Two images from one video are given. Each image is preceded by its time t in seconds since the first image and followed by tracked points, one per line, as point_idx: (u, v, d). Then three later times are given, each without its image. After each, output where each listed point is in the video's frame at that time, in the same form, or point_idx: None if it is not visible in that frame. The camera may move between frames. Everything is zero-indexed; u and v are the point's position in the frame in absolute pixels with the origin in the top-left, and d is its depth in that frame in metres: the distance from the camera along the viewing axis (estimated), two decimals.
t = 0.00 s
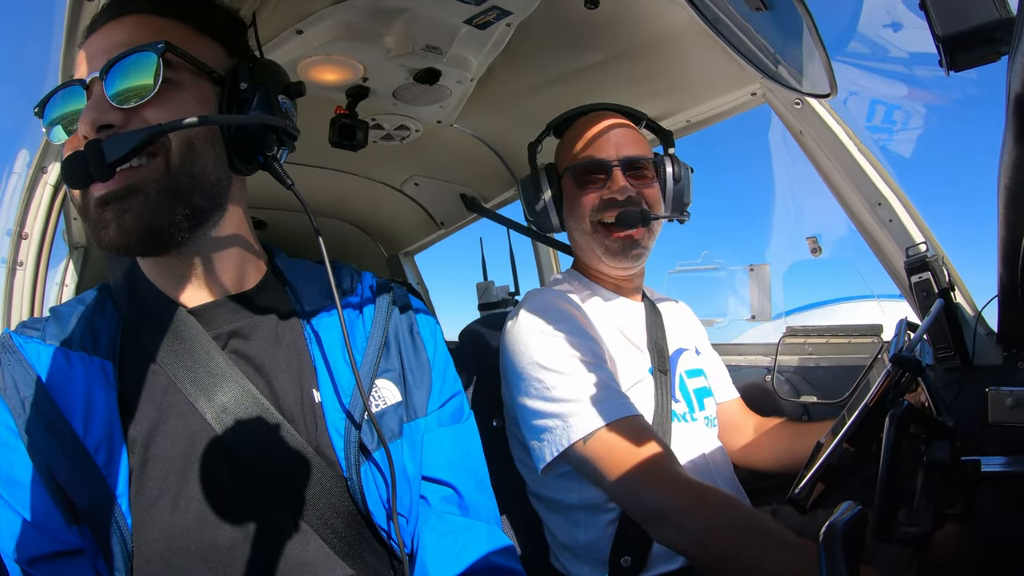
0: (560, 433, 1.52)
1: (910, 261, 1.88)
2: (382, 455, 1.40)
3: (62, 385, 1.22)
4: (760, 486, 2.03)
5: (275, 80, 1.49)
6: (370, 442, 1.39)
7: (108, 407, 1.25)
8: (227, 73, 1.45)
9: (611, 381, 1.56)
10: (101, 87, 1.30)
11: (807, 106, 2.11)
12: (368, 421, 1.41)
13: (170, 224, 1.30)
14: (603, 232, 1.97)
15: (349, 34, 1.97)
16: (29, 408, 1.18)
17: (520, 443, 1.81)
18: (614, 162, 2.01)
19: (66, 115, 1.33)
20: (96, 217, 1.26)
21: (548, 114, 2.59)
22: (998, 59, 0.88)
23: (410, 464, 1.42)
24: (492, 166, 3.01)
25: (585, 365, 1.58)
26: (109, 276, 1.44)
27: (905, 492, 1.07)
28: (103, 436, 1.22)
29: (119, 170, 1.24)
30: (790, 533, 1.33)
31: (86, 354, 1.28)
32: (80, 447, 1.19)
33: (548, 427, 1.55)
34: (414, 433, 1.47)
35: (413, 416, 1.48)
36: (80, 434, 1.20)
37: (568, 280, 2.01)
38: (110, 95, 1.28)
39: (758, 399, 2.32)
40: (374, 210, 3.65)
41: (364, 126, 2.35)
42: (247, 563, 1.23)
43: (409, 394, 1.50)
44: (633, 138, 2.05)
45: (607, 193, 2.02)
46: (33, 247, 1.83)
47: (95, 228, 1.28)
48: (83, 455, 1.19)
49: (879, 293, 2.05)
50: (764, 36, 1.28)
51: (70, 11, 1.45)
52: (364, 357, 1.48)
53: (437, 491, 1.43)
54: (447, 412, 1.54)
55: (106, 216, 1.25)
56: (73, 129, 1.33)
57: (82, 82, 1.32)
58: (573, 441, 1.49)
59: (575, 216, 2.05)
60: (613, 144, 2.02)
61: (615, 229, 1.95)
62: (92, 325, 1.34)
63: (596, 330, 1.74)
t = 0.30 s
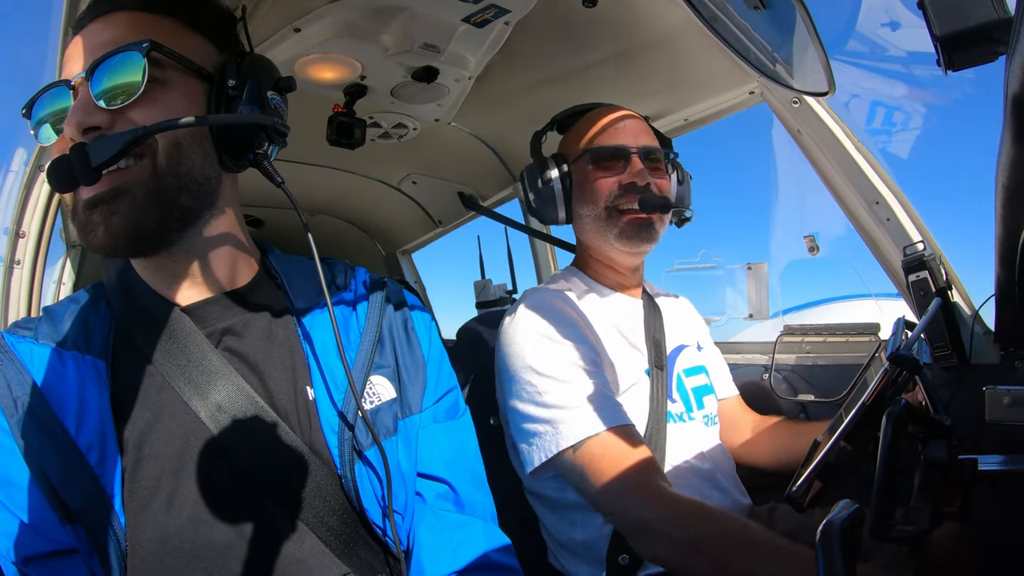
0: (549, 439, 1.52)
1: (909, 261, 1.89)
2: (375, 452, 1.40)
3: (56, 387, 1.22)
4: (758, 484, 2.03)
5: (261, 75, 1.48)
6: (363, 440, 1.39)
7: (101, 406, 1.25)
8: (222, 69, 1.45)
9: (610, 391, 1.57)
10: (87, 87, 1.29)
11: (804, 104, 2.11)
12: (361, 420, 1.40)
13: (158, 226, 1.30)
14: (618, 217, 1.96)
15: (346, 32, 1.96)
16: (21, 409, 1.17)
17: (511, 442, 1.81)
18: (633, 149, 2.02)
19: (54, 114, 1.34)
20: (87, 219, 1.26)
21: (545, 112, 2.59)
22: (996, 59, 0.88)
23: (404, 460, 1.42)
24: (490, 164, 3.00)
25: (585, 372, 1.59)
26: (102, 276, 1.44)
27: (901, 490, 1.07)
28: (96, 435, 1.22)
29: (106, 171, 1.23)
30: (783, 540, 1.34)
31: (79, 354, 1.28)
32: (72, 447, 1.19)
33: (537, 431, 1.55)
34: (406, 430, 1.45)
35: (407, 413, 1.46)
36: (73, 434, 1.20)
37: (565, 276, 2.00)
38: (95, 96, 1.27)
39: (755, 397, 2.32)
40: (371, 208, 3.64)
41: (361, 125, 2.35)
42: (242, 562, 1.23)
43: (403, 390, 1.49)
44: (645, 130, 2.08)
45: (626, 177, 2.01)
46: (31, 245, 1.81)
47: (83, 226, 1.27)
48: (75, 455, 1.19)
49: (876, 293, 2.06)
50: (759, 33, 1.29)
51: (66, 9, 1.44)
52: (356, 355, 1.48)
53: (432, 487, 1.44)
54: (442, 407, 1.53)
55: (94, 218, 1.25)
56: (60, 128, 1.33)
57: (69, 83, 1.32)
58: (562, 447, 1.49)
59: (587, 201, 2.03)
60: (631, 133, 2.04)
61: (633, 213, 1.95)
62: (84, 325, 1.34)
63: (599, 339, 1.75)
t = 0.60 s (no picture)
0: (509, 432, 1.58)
1: (906, 257, 1.89)
2: (379, 451, 1.39)
3: (57, 386, 1.21)
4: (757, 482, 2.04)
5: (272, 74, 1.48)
6: (366, 439, 1.39)
7: (103, 406, 1.25)
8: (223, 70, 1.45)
9: (587, 399, 1.61)
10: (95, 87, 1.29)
11: (803, 102, 2.12)
12: (365, 418, 1.40)
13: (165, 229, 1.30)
14: (608, 227, 1.95)
15: (344, 32, 1.96)
16: (22, 408, 1.16)
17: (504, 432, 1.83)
18: (621, 157, 1.98)
19: (61, 112, 1.33)
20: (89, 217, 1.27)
21: (544, 111, 2.59)
22: (994, 56, 0.88)
23: (407, 460, 1.41)
24: (489, 163, 3.00)
25: (568, 376, 1.62)
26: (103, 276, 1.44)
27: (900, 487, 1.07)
28: (98, 435, 1.22)
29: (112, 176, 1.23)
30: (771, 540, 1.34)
31: (80, 354, 1.28)
32: (75, 447, 1.18)
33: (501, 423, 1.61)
34: (408, 431, 1.44)
35: (410, 413, 1.46)
36: (75, 434, 1.19)
37: (568, 271, 1.99)
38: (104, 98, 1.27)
39: (755, 395, 2.32)
40: (370, 208, 3.64)
41: (360, 125, 2.34)
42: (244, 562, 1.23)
43: (405, 390, 1.48)
44: (645, 134, 2.04)
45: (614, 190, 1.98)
46: (29, 247, 1.80)
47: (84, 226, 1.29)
48: (78, 455, 1.18)
49: (875, 290, 2.06)
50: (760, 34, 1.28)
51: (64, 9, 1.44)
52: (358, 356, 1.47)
53: (434, 487, 1.44)
54: (445, 408, 1.52)
55: (99, 221, 1.25)
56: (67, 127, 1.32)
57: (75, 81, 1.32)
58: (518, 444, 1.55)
59: (585, 211, 2.04)
60: (621, 139, 2.01)
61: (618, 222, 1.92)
62: (84, 324, 1.33)
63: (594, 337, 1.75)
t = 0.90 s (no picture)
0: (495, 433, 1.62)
1: (905, 258, 1.90)
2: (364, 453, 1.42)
3: (62, 388, 1.21)
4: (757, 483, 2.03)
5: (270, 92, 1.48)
6: (351, 442, 1.41)
7: (107, 409, 1.25)
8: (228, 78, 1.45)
9: (578, 402, 1.63)
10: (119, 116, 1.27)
11: (801, 103, 2.12)
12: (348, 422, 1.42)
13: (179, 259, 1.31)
14: (628, 230, 1.94)
15: (344, 33, 1.96)
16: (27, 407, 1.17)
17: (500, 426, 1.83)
18: (659, 170, 1.97)
19: (75, 131, 1.30)
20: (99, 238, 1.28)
21: (543, 113, 2.59)
22: (992, 57, 0.88)
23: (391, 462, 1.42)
24: (488, 164, 3.00)
25: (563, 378, 1.64)
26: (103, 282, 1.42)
27: (901, 486, 1.07)
28: (103, 436, 1.22)
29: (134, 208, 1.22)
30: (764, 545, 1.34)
31: (83, 359, 1.27)
32: (80, 446, 1.19)
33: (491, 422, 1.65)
34: (391, 434, 1.45)
35: (390, 417, 1.47)
36: (80, 433, 1.20)
37: (573, 271, 1.97)
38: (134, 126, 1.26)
39: (754, 396, 2.32)
40: (369, 209, 3.64)
41: (359, 126, 2.34)
42: (243, 563, 1.23)
43: (386, 395, 1.50)
44: (682, 151, 2.02)
45: (642, 198, 1.98)
46: (28, 248, 1.80)
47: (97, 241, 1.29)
48: (83, 454, 1.18)
49: (874, 290, 2.07)
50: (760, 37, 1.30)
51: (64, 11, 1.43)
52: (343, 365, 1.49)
53: (414, 489, 1.41)
54: (426, 414, 1.53)
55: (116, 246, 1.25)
56: (81, 146, 1.28)
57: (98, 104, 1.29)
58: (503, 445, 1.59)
59: (608, 211, 2.03)
60: (661, 151, 2.00)
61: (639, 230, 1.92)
62: (88, 329, 1.32)
63: (592, 336, 1.75)
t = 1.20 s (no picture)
0: (488, 446, 1.63)
1: (906, 261, 1.91)
2: (351, 443, 1.42)
3: (84, 377, 1.23)
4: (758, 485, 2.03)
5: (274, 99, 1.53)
6: (339, 431, 1.42)
7: (125, 401, 1.26)
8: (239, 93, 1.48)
9: (571, 414, 1.63)
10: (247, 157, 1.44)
11: (803, 104, 2.12)
12: (338, 414, 1.44)
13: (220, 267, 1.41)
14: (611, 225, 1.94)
15: (346, 33, 1.96)
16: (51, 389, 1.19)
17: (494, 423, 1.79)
18: (629, 159, 1.98)
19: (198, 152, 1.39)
20: (170, 230, 1.40)
21: (544, 113, 2.60)
22: (993, 59, 0.88)
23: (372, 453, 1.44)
24: (488, 164, 3.00)
25: (558, 390, 1.63)
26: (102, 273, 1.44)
27: (901, 486, 1.07)
28: (121, 422, 1.24)
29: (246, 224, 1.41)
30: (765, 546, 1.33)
31: (103, 358, 1.27)
32: (100, 429, 1.21)
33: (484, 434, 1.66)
34: (372, 428, 1.47)
35: (373, 412, 1.49)
36: (101, 417, 1.22)
37: (564, 276, 1.97)
38: (257, 166, 1.45)
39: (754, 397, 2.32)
40: (369, 210, 3.64)
41: (360, 126, 2.34)
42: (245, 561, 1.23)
43: (368, 392, 1.51)
44: (653, 139, 2.02)
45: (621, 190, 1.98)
46: (29, 248, 1.73)
47: (162, 234, 1.41)
48: (101, 437, 1.20)
49: (875, 293, 2.06)
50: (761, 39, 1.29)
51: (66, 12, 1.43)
52: (332, 366, 1.52)
53: (398, 479, 1.44)
54: (408, 412, 1.55)
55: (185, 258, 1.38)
56: (197, 165, 1.39)
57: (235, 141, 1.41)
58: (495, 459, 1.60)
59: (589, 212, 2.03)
60: (629, 141, 2.00)
61: (621, 221, 1.93)
62: (106, 330, 1.34)
63: (589, 344, 1.74)
